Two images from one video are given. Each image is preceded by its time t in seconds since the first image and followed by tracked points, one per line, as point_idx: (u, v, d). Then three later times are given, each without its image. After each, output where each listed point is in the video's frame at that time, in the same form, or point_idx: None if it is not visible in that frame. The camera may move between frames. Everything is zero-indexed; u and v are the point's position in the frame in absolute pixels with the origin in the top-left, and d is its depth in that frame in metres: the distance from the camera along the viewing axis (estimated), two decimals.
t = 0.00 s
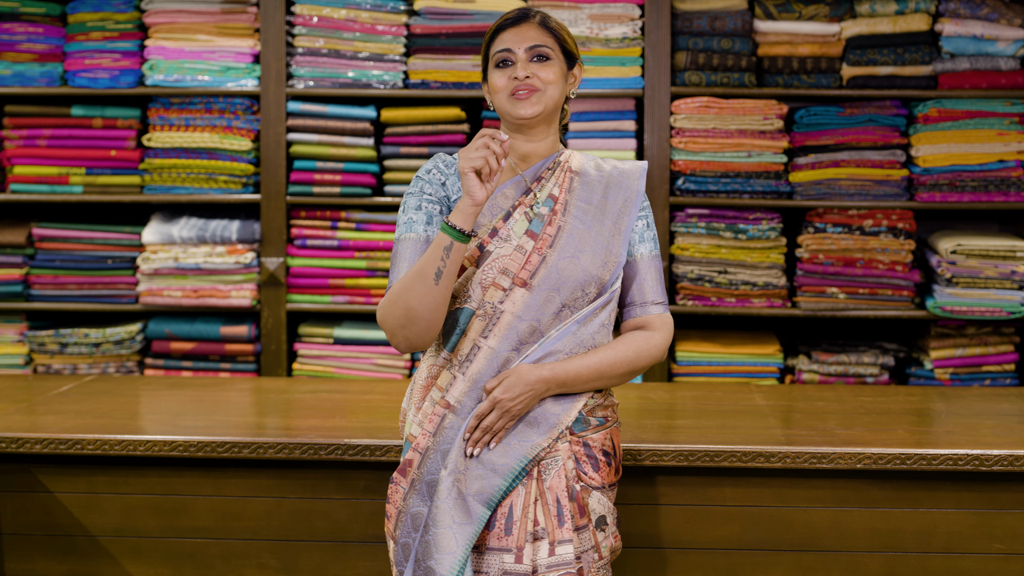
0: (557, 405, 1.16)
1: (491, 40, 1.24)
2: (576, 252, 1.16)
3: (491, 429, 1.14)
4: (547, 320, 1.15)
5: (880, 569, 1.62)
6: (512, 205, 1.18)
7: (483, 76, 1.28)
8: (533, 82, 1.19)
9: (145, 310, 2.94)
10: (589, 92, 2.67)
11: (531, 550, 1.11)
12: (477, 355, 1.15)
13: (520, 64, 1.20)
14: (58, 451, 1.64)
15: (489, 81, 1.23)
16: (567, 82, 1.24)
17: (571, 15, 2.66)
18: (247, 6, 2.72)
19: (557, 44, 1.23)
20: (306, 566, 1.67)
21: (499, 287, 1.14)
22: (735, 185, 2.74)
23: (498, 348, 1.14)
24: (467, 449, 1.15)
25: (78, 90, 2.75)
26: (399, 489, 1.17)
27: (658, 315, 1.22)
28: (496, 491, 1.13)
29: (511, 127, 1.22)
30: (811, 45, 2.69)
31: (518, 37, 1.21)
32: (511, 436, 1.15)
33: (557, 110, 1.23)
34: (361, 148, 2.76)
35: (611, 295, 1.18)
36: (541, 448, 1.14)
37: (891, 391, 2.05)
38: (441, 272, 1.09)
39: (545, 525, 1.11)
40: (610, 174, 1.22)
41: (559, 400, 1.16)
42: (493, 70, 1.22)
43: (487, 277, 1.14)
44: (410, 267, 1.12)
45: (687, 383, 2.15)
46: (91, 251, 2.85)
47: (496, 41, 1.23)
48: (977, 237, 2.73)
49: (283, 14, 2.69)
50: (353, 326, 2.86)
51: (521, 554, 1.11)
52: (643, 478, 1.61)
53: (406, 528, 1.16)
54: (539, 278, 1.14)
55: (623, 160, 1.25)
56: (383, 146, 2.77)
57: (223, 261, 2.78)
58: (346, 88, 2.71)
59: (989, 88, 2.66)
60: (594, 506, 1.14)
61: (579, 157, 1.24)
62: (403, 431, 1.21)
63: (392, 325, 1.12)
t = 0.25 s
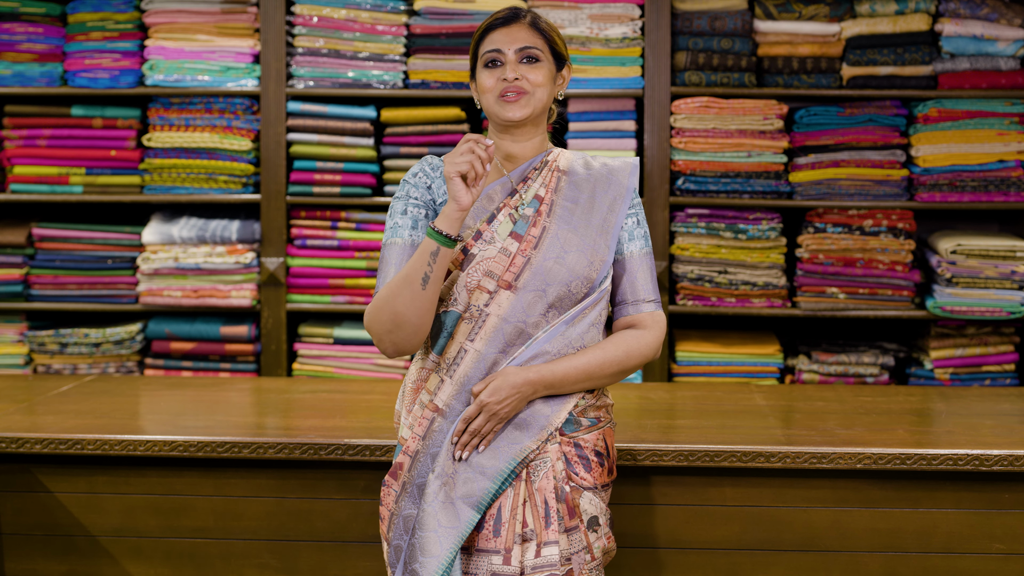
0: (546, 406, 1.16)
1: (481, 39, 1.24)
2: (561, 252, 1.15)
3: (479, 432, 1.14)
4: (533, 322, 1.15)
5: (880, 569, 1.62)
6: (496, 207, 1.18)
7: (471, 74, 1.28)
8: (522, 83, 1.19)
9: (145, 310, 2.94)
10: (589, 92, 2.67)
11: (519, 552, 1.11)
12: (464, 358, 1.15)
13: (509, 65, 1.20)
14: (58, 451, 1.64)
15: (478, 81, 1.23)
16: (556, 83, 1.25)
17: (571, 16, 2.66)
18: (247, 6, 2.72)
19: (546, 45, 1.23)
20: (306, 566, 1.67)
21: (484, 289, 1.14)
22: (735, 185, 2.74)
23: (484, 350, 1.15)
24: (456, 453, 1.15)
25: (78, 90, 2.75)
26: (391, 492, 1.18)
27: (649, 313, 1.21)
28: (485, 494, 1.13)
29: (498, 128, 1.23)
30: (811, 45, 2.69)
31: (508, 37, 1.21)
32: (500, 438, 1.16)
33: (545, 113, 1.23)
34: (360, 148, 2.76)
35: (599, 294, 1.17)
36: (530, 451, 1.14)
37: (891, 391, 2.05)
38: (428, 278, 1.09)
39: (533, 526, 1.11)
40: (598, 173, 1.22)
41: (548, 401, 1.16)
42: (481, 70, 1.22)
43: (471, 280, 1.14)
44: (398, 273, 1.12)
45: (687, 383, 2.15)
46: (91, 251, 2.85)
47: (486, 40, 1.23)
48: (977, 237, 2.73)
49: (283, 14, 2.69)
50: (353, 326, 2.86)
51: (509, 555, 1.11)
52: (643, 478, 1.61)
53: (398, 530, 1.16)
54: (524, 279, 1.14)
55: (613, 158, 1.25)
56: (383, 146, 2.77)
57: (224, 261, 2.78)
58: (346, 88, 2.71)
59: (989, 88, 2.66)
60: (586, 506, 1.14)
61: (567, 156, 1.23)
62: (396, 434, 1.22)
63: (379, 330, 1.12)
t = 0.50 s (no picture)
0: (540, 410, 1.15)
1: (474, 39, 1.23)
2: (551, 255, 1.15)
3: (472, 437, 1.14)
4: (525, 325, 1.15)
5: (880, 569, 1.62)
6: (487, 210, 1.18)
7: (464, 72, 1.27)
8: (514, 86, 1.19)
9: (145, 310, 2.94)
10: (589, 92, 2.67)
11: (512, 554, 1.11)
12: (455, 362, 1.15)
13: (502, 67, 1.19)
14: (58, 451, 1.64)
15: (470, 81, 1.23)
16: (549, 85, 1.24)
17: (571, 16, 2.66)
18: (247, 6, 2.72)
19: (540, 47, 1.22)
20: (306, 566, 1.67)
21: (474, 294, 1.14)
22: (735, 185, 2.74)
23: (476, 354, 1.15)
24: (449, 457, 1.16)
25: (78, 90, 2.75)
26: (386, 495, 1.19)
27: (643, 313, 1.21)
28: (479, 498, 1.14)
29: (491, 130, 1.23)
30: (811, 45, 2.69)
31: (501, 39, 1.21)
32: (493, 442, 1.16)
33: (537, 115, 1.23)
34: (360, 148, 2.76)
35: (591, 295, 1.17)
36: (523, 453, 1.14)
37: (891, 391, 2.05)
38: (416, 303, 1.09)
39: (525, 528, 1.11)
40: (590, 172, 1.22)
41: (542, 404, 1.16)
42: (474, 71, 1.22)
43: (462, 285, 1.14)
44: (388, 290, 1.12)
45: (687, 383, 2.15)
46: (91, 251, 2.85)
47: (479, 40, 1.22)
48: (977, 237, 2.73)
49: (283, 14, 2.69)
50: (353, 326, 2.86)
51: (502, 557, 1.11)
52: (643, 478, 1.61)
53: (393, 534, 1.17)
54: (514, 283, 1.14)
55: (605, 157, 1.26)
56: (383, 146, 2.77)
57: (224, 261, 2.78)
58: (346, 88, 2.71)
59: (989, 88, 2.66)
60: (580, 507, 1.13)
61: (559, 156, 1.23)
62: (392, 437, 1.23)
63: (369, 344, 1.14)
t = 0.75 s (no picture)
0: (534, 411, 1.15)
1: (471, 37, 1.23)
2: (540, 255, 1.15)
3: (465, 439, 1.14)
4: (516, 326, 1.15)
5: (880, 569, 1.62)
6: (476, 212, 1.19)
7: (457, 70, 1.27)
8: (509, 88, 1.19)
9: (145, 310, 2.94)
10: (589, 92, 2.67)
11: (505, 555, 1.11)
12: (447, 365, 1.16)
13: (499, 68, 1.19)
14: (58, 451, 1.64)
15: (464, 79, 1.22)
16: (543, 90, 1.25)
17: (571, 16, 2.66)
18: (247, 6, 2.72)
19: (536, 51, 1.23)
20: (306, 566, 1.67)
21: (465, 296, 1.15)
22: (735, 185, 2.74)
23: (467, 357, 1.15)
24: (442, 460, 1.16)
25: (78, 90, 2.75)
26: (382, 498, 1.19)
27: (638, 311, 1.20)
28: (472, 500, 1.13)
29: (482, 131, 1.23)
30: (811, 45, 2.69)
31: (499, 40, 1.20)
32: (487, 444, 1.15)
33: (529, 119, 1.23)
34: (360, 148, 2.76)
35: (583, 295, 1.17)
36: (517, 455, 1.14)
37: (891, 391, 2.05)
38: (408, 307, 1.10)
39: (519, 530, 1.11)
40: (581, 171, 1.23)
41: (536, 404, 1.16)
42: (469, 70, 1.21)
43: (452, 287, 1.15)
44: (381, 296, 1.13)
45: (687, 383, 2.15)
46: (91, 251, 2.85)
47: (477, 39, 1.22)
48: (977, 237, 2.73)
49: (283, 14, 2.69)
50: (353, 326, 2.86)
51: (494, 558, 1.11)
52: (643, 478, 1.61)
53: (388, 535, 1.17)
54: (504, 284, 1.14)
55: (597, 155, 1.26)
56: (383, 146, 2.77)
57: (224, 261, 2.78)
58: (346, 88, 2.71)
59: (989, 88, 2.66)
60: (575, 509, 1.13)
61: (550, 156, 1.24)
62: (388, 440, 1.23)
63: (363, 349, 1.15)
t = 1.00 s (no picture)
0: (528, 411, 1.16)
1: (484, 34, 1.23)
2: (533, 254, 1.16)
3: (459, 439, 1.15)
4: (510, 325, 1.16)
5: (880, 569, 1.62)
6: (470, 211, 1.19)
7: (465, 66, 1.27)
8: (515, 88, 1.19)
9: (145, 310, 2.94)
10: (589, 93, 2.67)
11: (496, 555, 1.11)
12: (442, 364, 1.16)
13: (508, 67, 1.20)
14: (58, 451, 1.64)
15: (471, 73, 1.22)
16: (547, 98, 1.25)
17: (571, 16, 2.66)
18: (247, 6, 2.72)
19: (545, 58, 1.24)
20: (306, 566, 1.67)
21: (458, 294, 1.15)
22: (735, 185, 2.74)
23: (461, 356, 1.15)
24: (436, 459, 1.16)
25: (78, 90, 2.75)
26: (378, 497, 1.19)
27: (635, 311, 1.19)
28: (466, 499, 1.13)
29: (483, 128, 1.22)
30: (811, 45, 2.69)
31: (512, 40, 1.21)
32: (481, 443, 1.15)
33: (530, 123, 1.23)
34: (360, 148, 2.76)
35: (577, 294, 1.17)
36: (511, 454, 1.14)
37: (891, 392, 2.05)
38: (402, 307, 1.11)
39: (510, 530, 1.11)
40: (578, 171, 1.22)
41: (531, 403, 1.16)
42: (478, 64, 1.21)
43: (446, 286, 1.16)
44: (377, 295, 1.14)
45: (687, 383, 2.15)
46: (91, 251, 2.85)
47: (490, 37, 1.23)
48: (977, 237, 2.73)
49: (283, 14, 2.69)
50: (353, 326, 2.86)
51: (486, 558, 1.11)
52: (643, 478, 1.61)
53: (384, 535, 1.17)
54: (497, 282, 1.15)
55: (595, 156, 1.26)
56: (383, 146, 2.77)
57: (224, 261, 2.78)
58: (346, 88, 2.71)
59: (989, 88, 2.66)
60: (568, 510, 1.13)
61: (547, 157, 1.24)
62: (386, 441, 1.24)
63: (359, 348, 1.17)
